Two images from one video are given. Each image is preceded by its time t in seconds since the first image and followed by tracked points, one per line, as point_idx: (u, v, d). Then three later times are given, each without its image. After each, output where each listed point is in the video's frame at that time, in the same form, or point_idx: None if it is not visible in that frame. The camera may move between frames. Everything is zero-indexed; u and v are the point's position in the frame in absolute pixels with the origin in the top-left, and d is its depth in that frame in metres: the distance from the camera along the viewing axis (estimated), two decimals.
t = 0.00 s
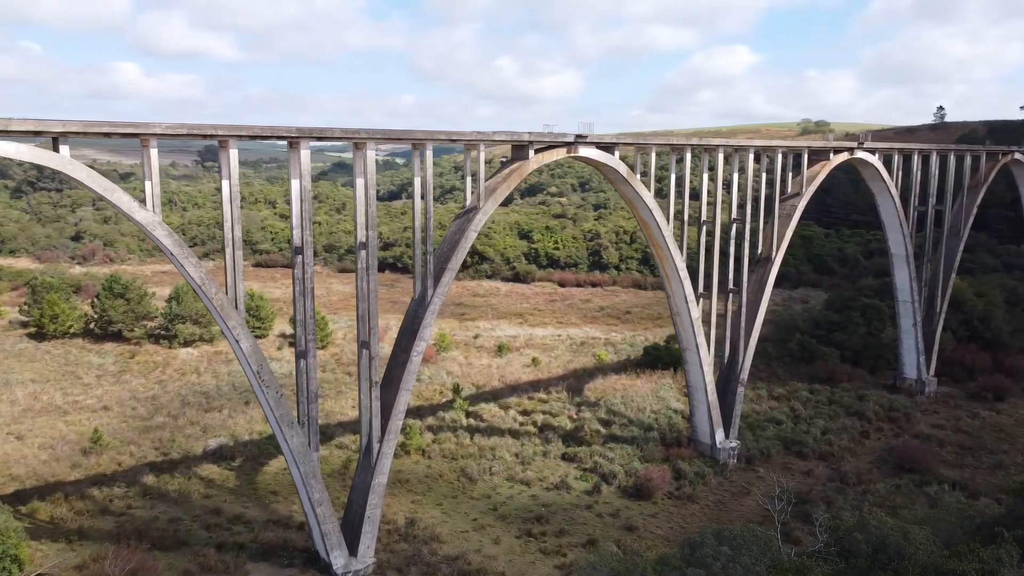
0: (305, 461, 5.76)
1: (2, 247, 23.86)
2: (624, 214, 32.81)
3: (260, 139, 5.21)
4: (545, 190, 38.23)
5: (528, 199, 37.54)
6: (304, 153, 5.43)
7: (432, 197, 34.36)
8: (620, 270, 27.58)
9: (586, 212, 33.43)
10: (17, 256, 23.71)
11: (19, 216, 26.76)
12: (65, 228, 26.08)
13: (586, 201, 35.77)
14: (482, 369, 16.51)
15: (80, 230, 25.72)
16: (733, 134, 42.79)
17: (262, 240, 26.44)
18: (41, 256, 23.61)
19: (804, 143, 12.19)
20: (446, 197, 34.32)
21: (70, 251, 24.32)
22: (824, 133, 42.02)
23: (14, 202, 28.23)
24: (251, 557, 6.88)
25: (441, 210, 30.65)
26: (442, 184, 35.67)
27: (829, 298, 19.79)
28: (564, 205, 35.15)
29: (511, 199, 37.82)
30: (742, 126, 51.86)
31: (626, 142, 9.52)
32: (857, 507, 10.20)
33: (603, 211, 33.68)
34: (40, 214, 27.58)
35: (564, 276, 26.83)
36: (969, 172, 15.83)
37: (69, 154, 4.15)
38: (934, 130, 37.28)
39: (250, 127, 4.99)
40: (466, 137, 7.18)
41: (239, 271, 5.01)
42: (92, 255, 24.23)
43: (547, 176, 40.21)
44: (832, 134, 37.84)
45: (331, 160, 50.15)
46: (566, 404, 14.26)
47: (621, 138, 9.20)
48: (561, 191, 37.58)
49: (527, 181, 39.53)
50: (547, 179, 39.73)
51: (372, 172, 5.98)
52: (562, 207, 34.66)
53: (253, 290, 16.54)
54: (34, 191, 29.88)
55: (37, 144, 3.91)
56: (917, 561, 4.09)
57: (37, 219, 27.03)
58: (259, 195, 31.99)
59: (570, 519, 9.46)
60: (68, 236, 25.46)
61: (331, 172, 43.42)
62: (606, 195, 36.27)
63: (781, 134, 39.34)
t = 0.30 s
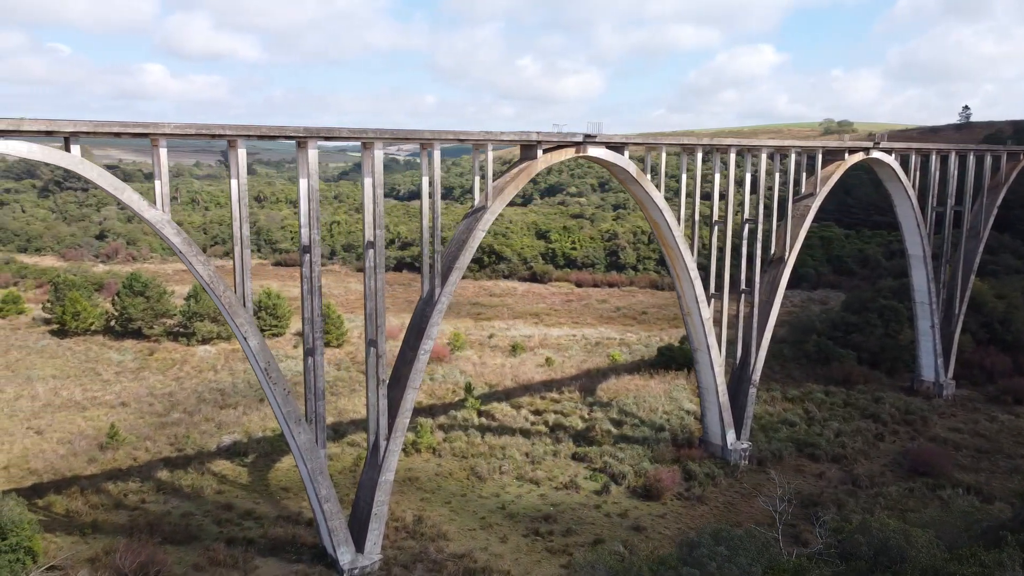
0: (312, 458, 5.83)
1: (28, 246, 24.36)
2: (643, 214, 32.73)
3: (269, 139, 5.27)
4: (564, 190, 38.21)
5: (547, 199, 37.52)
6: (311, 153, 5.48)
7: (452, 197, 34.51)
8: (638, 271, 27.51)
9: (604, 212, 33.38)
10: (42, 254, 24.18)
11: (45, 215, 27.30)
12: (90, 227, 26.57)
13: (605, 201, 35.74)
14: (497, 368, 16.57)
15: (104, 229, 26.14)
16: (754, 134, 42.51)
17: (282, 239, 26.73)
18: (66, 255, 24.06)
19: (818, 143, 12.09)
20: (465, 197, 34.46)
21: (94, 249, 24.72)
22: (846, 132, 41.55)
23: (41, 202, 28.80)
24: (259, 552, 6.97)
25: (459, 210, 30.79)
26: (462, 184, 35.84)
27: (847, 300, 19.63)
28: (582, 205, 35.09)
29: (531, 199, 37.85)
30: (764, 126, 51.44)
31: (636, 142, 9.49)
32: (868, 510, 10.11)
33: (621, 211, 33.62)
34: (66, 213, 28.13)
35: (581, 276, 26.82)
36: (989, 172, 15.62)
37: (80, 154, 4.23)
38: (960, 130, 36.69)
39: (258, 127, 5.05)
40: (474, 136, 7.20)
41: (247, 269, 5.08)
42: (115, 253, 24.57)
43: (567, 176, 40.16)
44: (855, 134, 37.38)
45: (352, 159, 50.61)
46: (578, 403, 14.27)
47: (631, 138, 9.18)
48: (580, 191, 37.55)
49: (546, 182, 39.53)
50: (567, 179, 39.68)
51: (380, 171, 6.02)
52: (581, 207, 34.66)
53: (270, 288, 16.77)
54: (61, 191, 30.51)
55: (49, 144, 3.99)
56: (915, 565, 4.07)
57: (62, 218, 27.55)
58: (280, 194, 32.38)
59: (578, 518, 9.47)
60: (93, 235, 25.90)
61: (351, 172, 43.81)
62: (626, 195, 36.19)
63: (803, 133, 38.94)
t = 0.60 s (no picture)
0: (318, 454, 5.90)
1: (53, 244, 24.80)
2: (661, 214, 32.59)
3: (277, 138, 5.33)
4: (583, 190, 38.15)
5: (566, 199, 37.49)
6: (319, 152, 5.53)
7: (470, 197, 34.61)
8: (655, 271, 27.42)
9: (622, 213, 33.30)
10: (67, 252, 24.59)
11: (70, 214, 27.79)
12: (113, 226, 26.99)
13: (624, 201, 35.64)
14: (510, 367, 16.63)
15: (127, 228, 26.54)
16: (775, 134, 42.12)
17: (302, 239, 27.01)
18: (90, 253, 24.45)
19: (831, 143, 12.00)
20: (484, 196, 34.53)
21: (117, 248, 25.09)
22: (870, 132, 41.03)
23: (67, 202, 29.31)
24: (268, 548, 7.04)
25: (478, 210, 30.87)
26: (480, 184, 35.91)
27: (864, 302, 19.43)
28: (601, 205, 35.00)
29: (550, 200, 37.81)
30: (787, 126, 50.93)
31: (645, 142, 9.46)
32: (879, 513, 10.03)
33: (640, 211, 33.51)
34: (90, 211, 28.61)
35: (598, 276, 26.79)
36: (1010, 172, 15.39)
37: (91, 153, 4.31)
38: (987, 129, 36.05)
39: (265, 127, 5.11)
40: (482, 136, 7.21)
41: (255, 267, 5.15)
42: (138, 252, 24.95)
43: (586, 176, 40.06)
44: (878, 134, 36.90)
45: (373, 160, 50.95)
46: (590, 404, 14.26)
47: (641, 137, 9.16)
48: (600, 191, 37.48)
49: (565, 182, 39.46)
50: (586, 179, 39.62)
51: (387, 172, 6.07)
52: (599, 207, 34.63)
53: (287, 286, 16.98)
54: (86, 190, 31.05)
55: (61, 144, 4.07)
56: (913, 568, 4.06)
57: (87, 218, 28.01)
58: (300, 194, 32.76)
59: (585, 518, 9.47)
60: (116, 234, 26.31)
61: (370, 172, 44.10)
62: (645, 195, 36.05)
63: (825, 133, 38.50)
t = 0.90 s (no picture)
0: (325, 451, 5.96)
1: (78, 243, 25.22)
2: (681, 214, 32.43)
3: (285, 138, 5.40)
4: (603, 189, 38.05)
5: (585, 199, 37.42)
6: (326, 152, 5.59)
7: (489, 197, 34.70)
8: (672, 271, 27.30)
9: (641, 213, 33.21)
10: (91, 251, 24.97)
11: (95, 214, 28.28)
12: (136, 225, 27.39)
13: (643, 202, 35.54)
14: (522, 367, 16.66)
15: (150, 227, 26.92)
16: (797, 134, 41.70)
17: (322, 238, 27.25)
18: (113, 252, 24.82)
19: (845, 143, 11.90)
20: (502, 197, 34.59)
21: (140, 246, 25.44)
22: (894, 132, 40.46)
23: (92, 201, 29.79)
24: (277, 543, 7.11)
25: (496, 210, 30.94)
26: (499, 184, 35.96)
27: (882, 304, 19.22)
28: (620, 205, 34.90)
29: (569, 200, 37.77)
30: (810, 126, 50.38)
31: (655, 141, 9.43)
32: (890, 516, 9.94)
33: (659, 211, 33.39)
34: (114, 211, 29.06)
35: (615, 277, 26.71)
36: None
37: (101, 153, 4.39)
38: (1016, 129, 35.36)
39: (272, 127, 5.17)
40: (490, 136, 7.24)
41: (262, 265, 5.21)
42: (160, 250, 25.26)
43: (606, 176, 39.95)
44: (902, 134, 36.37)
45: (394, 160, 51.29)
46: (602, 404, 14.25)
47: (650, 138, 9.14)
48: (620, 192, 37.38)
49: (585, 182, 39.37)
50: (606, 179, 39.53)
51: (394, 171, 6.11)
52: (618, 207, 34.57)
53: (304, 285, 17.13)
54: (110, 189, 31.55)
55: (71, 144, 4.15)
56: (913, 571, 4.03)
57: (110, 217, 28.45)
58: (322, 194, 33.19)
59: (592, 518, 9.47)
60: (139, 233, 26.71)
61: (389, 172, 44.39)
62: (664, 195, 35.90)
63: (848, 133, 38.03)
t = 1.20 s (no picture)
0: (332, 448, 6.02)
1: (101, 241, 25.61)
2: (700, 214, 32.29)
3: (293, 137, 5.45)
4: (622, 189, 37.96)
5: (605, 199, 37.37)
6: (334, 151, 5.64)
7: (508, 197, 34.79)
8: (690, 271, 27.18)
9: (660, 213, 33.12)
10: (114, 249, 25.34)
11: (118, 213, 28.71)
12: (159, 224, 27.76)
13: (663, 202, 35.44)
14: (535, 366, 16.68)
15: (172, 226, 27.27)
16: (820, 134, 41.26)
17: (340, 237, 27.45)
18: (136, 250, 25.16)
19: (859, 142, 11.80)
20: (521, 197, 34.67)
21: (162, 245, 25.78)
22: (919, 132, 39.91)
23: (117, 201, 30.27)
24: (285, 538, 7.19)
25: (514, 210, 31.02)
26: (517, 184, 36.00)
27: (900, 306, 19.01)
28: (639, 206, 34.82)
29: (589, 200, 37.71)
30: (833, 126, 49.83)
31: (664, 140, 9.41)
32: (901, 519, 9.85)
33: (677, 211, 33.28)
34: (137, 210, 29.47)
35: (631, 277, 26.63)
36: None
37: (111, 152, 4.48)
38: None
39: (280, 127, 5.24)
40: (497, 136, 7.26)
41: (270, 264, 5.28)
42: (181, 249, 25.56)
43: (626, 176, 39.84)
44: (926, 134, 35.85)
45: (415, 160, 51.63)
46: (614, 404, 14.24)
47: (660, 137, 9.12)
48: (639, 192, 37.30)
49: (604, 181, 39.25)
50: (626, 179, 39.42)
51: (401, 170, 6.17)
52: (637, 207, 34.51)
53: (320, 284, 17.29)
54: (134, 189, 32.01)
55: (81, 144, 4.23)
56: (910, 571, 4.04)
57: (134, 216, 28.85)
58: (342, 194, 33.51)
59: (600, 518, 9.48)
60: (161, 232, 27.07)
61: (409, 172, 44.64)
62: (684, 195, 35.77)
63: (871, 133, 37.57)
